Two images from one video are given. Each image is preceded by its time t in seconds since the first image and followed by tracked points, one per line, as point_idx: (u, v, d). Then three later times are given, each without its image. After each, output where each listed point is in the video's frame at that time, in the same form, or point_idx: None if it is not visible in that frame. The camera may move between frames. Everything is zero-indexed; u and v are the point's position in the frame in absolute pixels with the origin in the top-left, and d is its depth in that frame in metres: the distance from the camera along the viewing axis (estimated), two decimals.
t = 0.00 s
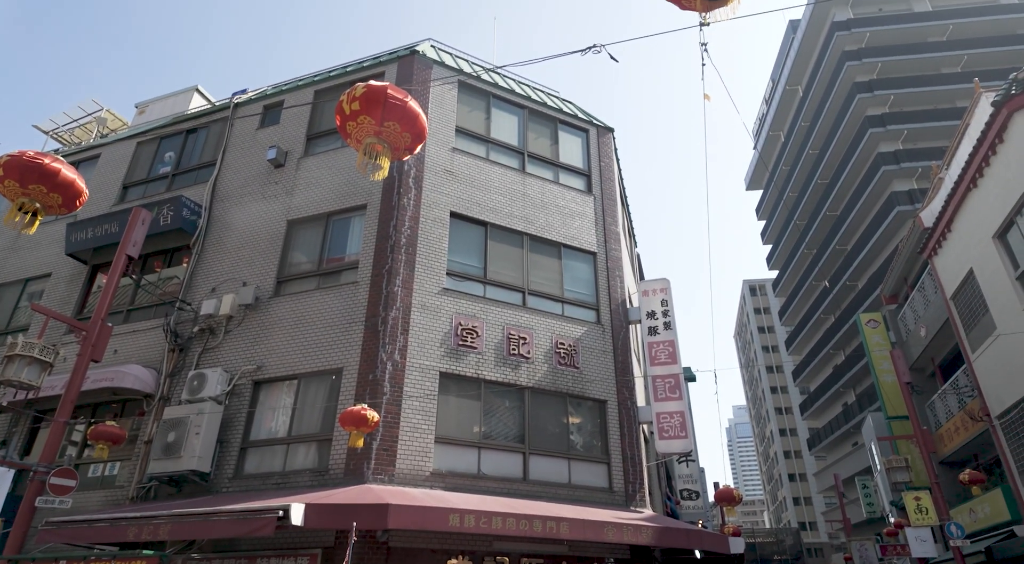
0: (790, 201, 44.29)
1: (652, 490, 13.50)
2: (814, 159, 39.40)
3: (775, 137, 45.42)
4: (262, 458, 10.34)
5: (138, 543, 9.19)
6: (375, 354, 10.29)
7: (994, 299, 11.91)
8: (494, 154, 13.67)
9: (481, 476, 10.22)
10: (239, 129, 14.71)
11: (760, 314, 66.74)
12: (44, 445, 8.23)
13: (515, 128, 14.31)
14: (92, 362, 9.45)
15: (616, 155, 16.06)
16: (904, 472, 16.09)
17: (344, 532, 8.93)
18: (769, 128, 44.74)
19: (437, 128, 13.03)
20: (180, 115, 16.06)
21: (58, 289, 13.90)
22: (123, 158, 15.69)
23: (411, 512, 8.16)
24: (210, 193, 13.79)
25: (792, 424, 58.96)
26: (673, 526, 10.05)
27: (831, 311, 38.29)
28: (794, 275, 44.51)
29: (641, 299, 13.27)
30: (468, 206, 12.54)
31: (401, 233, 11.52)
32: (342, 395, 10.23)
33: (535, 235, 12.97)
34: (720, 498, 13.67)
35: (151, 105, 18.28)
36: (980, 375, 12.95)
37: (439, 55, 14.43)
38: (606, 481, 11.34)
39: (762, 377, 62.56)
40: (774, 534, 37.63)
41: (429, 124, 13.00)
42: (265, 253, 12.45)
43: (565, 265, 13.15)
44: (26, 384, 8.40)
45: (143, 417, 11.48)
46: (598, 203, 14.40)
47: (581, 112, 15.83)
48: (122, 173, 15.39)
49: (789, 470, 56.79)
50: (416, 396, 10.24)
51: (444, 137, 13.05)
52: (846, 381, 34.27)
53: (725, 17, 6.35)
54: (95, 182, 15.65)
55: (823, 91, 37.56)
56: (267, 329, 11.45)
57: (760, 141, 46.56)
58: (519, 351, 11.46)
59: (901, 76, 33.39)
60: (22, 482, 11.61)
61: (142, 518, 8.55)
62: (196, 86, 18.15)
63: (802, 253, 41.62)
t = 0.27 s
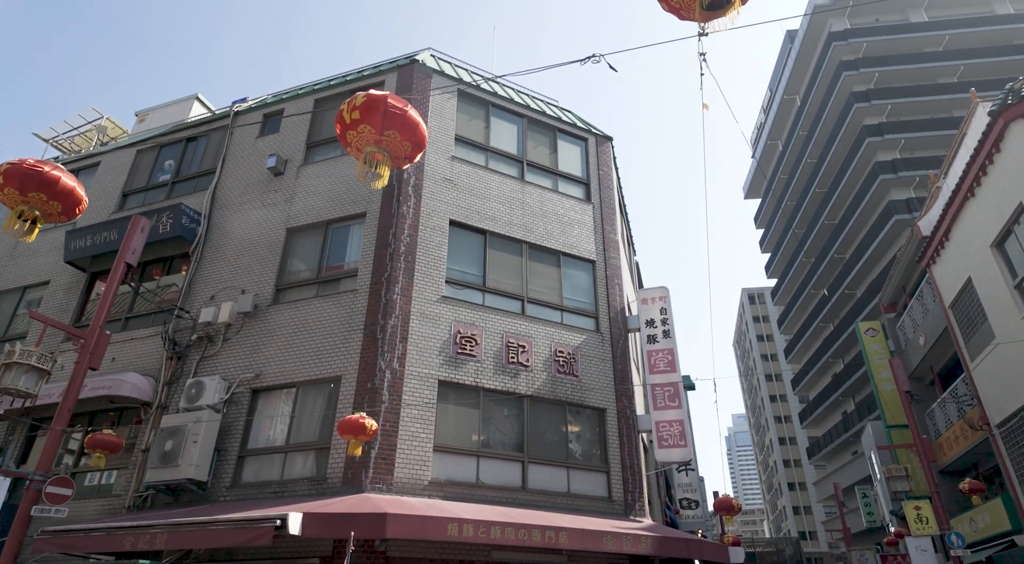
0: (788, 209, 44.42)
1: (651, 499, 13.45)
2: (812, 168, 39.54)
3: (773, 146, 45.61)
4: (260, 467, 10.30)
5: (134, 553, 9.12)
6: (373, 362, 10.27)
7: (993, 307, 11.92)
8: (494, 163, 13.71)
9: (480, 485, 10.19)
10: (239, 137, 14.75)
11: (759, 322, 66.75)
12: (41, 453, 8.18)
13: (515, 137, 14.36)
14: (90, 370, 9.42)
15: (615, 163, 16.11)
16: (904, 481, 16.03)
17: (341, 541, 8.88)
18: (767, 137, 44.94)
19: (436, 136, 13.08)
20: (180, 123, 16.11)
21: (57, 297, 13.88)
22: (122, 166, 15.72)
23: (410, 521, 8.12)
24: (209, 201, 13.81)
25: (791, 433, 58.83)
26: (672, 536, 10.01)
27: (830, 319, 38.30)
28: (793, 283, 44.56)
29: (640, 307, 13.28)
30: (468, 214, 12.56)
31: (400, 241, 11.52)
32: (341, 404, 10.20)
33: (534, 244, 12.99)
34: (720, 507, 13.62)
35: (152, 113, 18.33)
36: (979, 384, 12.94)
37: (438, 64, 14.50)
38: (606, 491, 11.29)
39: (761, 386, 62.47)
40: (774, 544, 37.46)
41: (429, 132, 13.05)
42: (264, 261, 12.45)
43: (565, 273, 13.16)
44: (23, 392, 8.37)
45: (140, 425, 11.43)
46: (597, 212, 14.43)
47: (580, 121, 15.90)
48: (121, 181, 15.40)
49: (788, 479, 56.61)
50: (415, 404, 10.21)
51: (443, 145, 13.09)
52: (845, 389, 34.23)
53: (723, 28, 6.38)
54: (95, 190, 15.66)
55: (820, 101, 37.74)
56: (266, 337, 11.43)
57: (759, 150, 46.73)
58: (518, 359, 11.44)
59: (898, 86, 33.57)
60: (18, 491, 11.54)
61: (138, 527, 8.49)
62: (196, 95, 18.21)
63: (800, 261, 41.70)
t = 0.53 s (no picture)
0: (787, 217, 44.52)
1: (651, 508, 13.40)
2: (811, 176, 39.66)
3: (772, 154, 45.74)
4: (258, 475, 10.26)
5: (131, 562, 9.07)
6: (372, 370, 10.25)
7: (992, 315, 11.93)
8: (493, 170, 13.74)
9: (479, 493, 10.14)
10: (239, 145, 14.78)
11: (759, 329, 66.74)
12: (39, 461, 8.16)
13: (514, 145, 14.40)
14: (88, 378, 9.39)
15: (615, 171, 16.15)
16: (904, 490, 15.98)
17: (340, 550, 8.83)
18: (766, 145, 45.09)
19: (436, 144, 13.11)
20: (180, 131, 16.14)
21: (56, 304, 13.86)
22: (123, 173, 15.74)
23: (409, 530, 8.08)
24: (209, 208, 13.82)
25: (791, 441, 58.69)
26: (672, 545, 9.97)
27: (830, 327, 38.30)
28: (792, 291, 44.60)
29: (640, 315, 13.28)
30: (467, 222, 12.57)
31: (400, 249, 11.53)
32: (340, 411, 10.15)
33: (534, 251, 13.00)
34: (720, 516, 13.56)
35: (152, 120, 18.37)
36: (979, 391, 12.93)
37: (439, 72, 14.56)
38: (605, 499, 11.25)
39: (761, 394, 62.34)
40: (774, 552, 37.30)
41: (429, 140, 13.09)
42: (264, 268, 12.45)
43: (564, 281, 13.16)
44: (21, 400, 8.35)
45: (139, 433, 11.39)
46: (597, 219, 14.45)
47: (579, 129, 15.94)
48: (121, 188, 15.42)
49: (788, 487, 56.43)
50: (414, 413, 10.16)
51: (443, 153, 13.12)
52: (845, 397, 34.19)
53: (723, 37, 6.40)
54: (95, 197, 15.68)
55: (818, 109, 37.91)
56: (265, 344, 11.39)
57: (758, 158, 46.87)
58: (518, 367, 11.42)
59: (896, 94, 33.73)
60: (15, 499, 11.49)
61: (135, 536, 8.44)
62: (197, 102, 18.26)
63: (799, 269, 41.74)
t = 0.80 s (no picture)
0: (786, 226, 44.62)
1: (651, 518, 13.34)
2: (809, 186, 39.80)
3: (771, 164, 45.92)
4: (256, 484, 10.22)
5: None
6: (371, 379, 10.23)
7: (991, 325, 11.94)
8: (493, 180, 13.78)
9: (478, 503, 10.10)
10: (239, 154, 14.82)
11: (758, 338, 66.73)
12: (35, 471, 8.12)
13: (514, 154, 14.45)
14: (86, 387, 9.36)
15: (614, 180, 16.19)
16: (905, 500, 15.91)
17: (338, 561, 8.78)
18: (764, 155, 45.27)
19: (436, 153, 13.16)
20: (181, 140, 16.19)
21: (54, 312, 13.85)
22: (123, 182, 15.77)
23: (407, 540, 8.04)
24: (209, 217, 13.84)
25: (791, 450, 58.49)
26: (672, 555, 9.91)
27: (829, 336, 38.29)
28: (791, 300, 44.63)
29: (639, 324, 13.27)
30: (467, 230, 12.59)
31: (399, 258, 11.54)
32: (338, 421, 10.12)
33: (533, 260, 13.01)
34: (720, 526, 13.50)
35: (153, 129, 18.43)
36: (979, 401, 12.91)
37: (439, 82, 14.63)
38: (605, 509, 11.20)
39: (761, 403, 62.20)
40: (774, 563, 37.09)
41: (429, 150, 13.13)
42: (263, 277, 12.45)
43: (563, 289, 13.17)
44: (18, 409, 8.32)
45: (136, 442, 11.35)
46: (596, 228, 14.47)
47: (579, 138, 16.00)
48: (121, 196, 15.45)
49: (789, 497, 56.16)
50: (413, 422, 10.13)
51: (442, 162, 13.16)
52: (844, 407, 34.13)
53: (722, 47, 6.43)
54: (95, 205, 15.70)
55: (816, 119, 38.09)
56: (264, 354, 11.37)
57: (756, 167, 47.05)
58: (517, 376, 11.40)
59: (893, 104, 33.90)
60: (11, 509, 11.42)
61: (132, 547, 8.39)
62: (197, 112, 18.33)
63: (798, 278, 41.79)
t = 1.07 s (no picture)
0: (784, 236, 44.72)
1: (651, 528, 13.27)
2: (808, 195, 39.93)
3: (769, 174, 46.09)
4: (254, 495, 10.17)
5: None
6: (370, 389, 10.20)
7: (990, 334, 11.93)
8: (492, 189, 13.81)
9: (477, 514, 10.05)
10: (239, 163, 14.86)
11: (758, 348, 66.70)
12: (32, 481, 8.08)
13: (513, 164, 14.50)
14: (84, 396, 9.32)
15: (613, 190, 16.23)
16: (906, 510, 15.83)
17: None
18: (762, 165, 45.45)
19: (435, 163, 13.20)
20: (181, 149, 16.23)
21: (53, 321, 13.82)
22: (123, 191, 15.79)
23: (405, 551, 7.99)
24: (208, 226, 13.86)
25: (791, 460, 58.26)
26: None
27: (828, 346, 38.26)
28: (790, 310, 44.64)
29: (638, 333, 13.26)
30: (466, 240, 12.61)
31: (398, 267, 11.54)
32: (337, 430, 10.08)
33: (532, 269, 13.02)
34: (720, 537, 13.43)
35: (153, 139, 18.48)
36: (979, 411, 12.88)
37: (438, 93, 14.70)
38: (605, 520, 11.14)
39: (760, 413, 62.08)
40: None
41: (428, 159, 13.17)
42: (262, 286, 12.45)
43: (562, 298, 13.17)
44: (16, 418, 8.29)
45: (133, 452, 11.30)
46: (595, 237, 14.50)
47: (578, 148, 16.06)
48: (121, 206, 15.47)
49: (789, 508, 55.83)
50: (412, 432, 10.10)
51: (442, 172, 13.20)
52: (844, 417, 34.04)
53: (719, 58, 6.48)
54: (94, 215, 15.72)
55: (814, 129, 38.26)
56: (262, 363, 11.34)
57: (754, 177, 47.21)
58: (516, 385, 11.38)
59: (890, 115, 34.07)
60: (7, 520, 11.34)
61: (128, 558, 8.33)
62: (198, 121, 18.38)
63: (797, 287, 41.83)
